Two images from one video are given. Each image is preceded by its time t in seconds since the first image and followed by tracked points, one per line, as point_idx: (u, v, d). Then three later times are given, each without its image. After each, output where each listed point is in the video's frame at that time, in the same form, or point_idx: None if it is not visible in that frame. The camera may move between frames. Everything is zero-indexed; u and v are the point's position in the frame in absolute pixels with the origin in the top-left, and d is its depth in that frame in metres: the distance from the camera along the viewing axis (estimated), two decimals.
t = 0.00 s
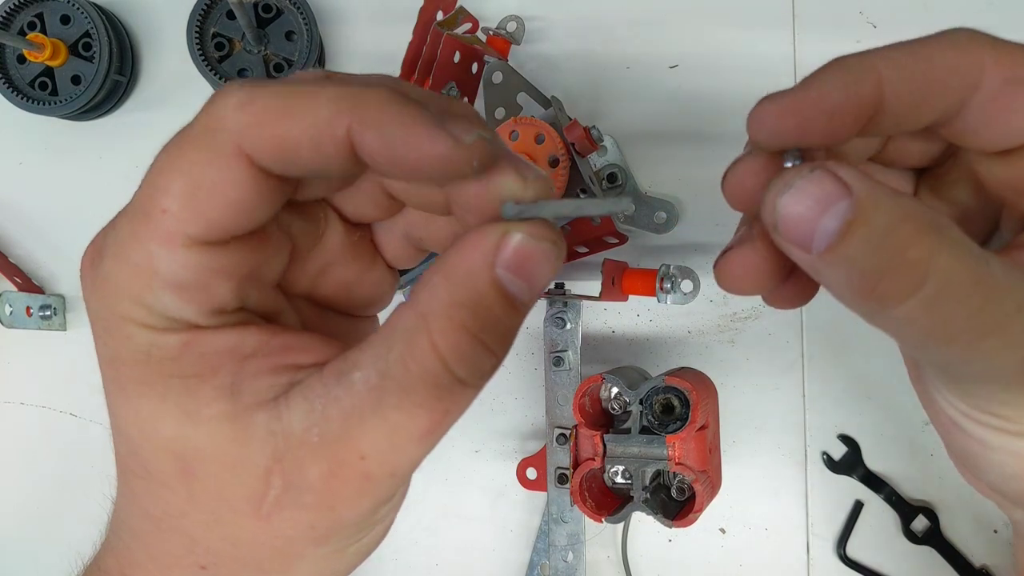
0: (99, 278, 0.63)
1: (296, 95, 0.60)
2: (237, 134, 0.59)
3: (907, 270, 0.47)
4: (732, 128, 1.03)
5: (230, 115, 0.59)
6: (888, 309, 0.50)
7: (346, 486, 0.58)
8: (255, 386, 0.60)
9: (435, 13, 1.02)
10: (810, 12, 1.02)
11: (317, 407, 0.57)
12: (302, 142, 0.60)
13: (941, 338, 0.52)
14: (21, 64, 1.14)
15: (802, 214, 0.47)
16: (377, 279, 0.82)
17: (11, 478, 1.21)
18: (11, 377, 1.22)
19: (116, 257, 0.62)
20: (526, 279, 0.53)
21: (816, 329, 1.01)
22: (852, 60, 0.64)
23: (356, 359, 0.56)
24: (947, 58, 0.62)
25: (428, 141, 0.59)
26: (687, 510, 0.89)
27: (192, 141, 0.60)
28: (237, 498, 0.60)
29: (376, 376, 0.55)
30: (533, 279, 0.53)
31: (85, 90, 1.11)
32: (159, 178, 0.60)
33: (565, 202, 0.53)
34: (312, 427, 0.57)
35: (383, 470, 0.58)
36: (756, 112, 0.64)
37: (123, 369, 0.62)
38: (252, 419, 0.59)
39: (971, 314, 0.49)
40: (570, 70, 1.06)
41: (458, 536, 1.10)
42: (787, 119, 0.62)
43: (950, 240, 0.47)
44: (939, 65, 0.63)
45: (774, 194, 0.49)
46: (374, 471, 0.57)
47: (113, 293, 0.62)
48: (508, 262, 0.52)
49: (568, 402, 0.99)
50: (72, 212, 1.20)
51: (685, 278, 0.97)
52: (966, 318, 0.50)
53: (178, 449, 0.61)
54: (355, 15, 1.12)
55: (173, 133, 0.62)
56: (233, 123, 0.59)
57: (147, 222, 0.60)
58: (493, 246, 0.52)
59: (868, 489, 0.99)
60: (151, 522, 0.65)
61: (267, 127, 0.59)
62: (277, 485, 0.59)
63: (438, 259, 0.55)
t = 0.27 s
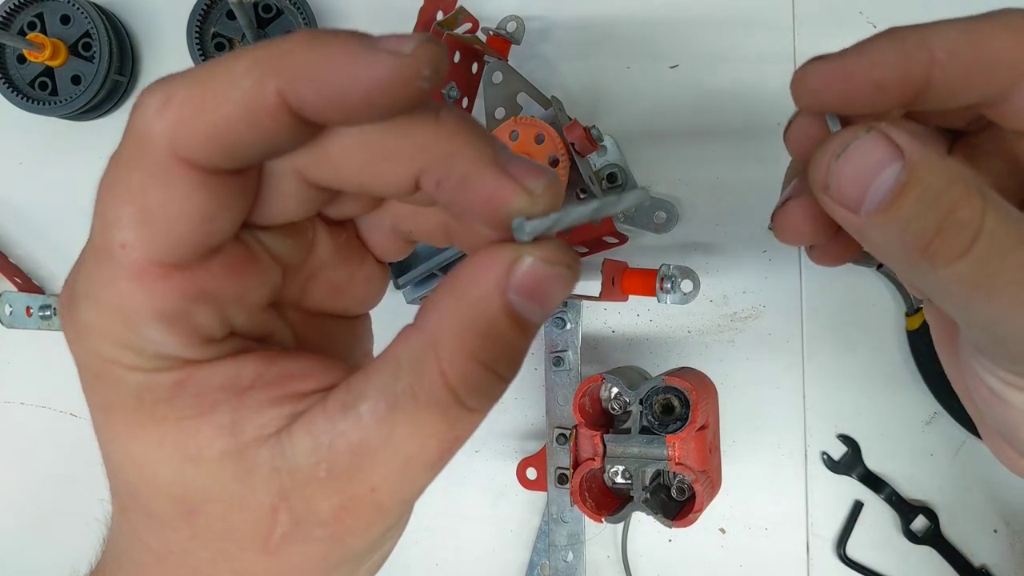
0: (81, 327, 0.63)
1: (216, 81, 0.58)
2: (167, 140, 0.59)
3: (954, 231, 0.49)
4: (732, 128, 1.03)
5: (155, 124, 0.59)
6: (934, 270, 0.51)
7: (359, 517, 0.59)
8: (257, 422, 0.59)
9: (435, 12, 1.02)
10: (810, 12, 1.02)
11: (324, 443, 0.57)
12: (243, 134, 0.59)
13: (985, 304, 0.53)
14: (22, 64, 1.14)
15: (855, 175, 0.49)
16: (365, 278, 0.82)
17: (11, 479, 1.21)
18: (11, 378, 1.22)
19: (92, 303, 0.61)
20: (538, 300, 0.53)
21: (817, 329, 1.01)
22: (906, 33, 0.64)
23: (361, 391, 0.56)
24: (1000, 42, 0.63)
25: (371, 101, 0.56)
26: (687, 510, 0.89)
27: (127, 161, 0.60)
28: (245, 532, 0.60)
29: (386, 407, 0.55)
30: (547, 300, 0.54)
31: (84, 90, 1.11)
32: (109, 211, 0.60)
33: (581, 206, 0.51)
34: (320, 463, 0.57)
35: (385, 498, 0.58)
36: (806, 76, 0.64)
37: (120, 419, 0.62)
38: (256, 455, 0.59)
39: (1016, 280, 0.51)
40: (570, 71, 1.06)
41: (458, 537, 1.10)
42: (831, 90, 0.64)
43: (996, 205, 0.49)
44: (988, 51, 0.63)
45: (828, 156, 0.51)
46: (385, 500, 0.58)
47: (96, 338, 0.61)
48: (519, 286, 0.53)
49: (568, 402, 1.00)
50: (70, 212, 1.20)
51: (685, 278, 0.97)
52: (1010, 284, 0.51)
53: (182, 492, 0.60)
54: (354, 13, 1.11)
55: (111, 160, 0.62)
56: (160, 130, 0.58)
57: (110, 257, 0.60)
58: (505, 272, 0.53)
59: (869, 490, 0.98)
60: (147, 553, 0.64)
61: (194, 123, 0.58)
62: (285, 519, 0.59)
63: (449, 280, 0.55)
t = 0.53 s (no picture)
0: (48, 343, 0.62)
1: (179, 85, 0.57)
2: (130, 152, 0.58)
3: (934, 253, 0.49)
4: (731, 128, 1.03)
5: (116, 136, 0.58)
6: (915, 291, 0.52)
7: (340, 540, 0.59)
8: (235, 438, 0.59)
9: (435, 13, 1.02)
10: (810, 12, 1.02)
11: (305, 462, 0.57)
12: (211, 143, 0.58)
13: (966, 321, 0.54)
14: (22, 64, 1.15)
15: (829, 200, 0.50)
16: (345, 276, 0.82)
17: (10, 479, 1.21)
18: (10, 378, 1.22)
19: (59, 320, 0.61)
20: (526, 312, 0.54)
21: (817, 328, 1.00)
22: (879, 50, 0.67)
23: (343, 408, 0.56)
24: (975, 54, 0.65)
25: (344, 107, 0.55)
26: (687, 510, 0.89)
27: (87, 173, 0.59)
28: (225, 553, 0.60)
29: (368, 426, 0.55)
30: (536, 312, 0.55)
31: (84, 91, 1.11)
32: (72, 223, 0.59)
33: (574, 217, 0.54)
34: (302, 484, 0.57)
35: (368, 518, 0.58)
36: (780, 99, 0.68)
37: (94, 435, 0.61)
38: (235, 474, 0.59)
39: (995, 298, 0.51)
40: (570, 71, 1.06)
41: (457, 537, 1.10)
42: (805, 111, 0.67)
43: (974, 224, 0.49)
44: (965, 63, 0.65)
45: (801, 182, 0.52)
46: (370, 521, 0.58)
47: (65, 354, 0.61)
48: (506, 299, 0.54)
49: (568, 402, 1.00)
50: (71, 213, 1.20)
51: (686, 278, 0.97)
52: (990, 301, 0.52)
53: (159, 511, 0.60)
54: (354, 13, 1.11)
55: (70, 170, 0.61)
56: (121, 139, 0.58)
57: (75, 274, 0.59)
58: (489, 286, 0.54)
59: (868, 489, 0.99)
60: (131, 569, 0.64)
61: (159, 133, 0.57)
62: (267, 538, 0.59)
63: (431, 293, 0.56)
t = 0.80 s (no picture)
0: (48, 333, 0.62)
1: (180, 80, 0.57)
2: (131, 146, 0.58)
3: (916, 285, 0.49)
4: (732, 128, 1.03)
5: (117, 130, 0.58)
6: (898, 322, 0.52)
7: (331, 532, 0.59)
8: (231, 431, 0.59)
9: (435, 12, 1.02)
10: (810, 12, 1.02)
11: (300, 455, 0.57)
12: (212, 138, 0.58)
13: (951, 355, 0.53)
14: (22, 64, 1.15)
15: (809, 229, 0.50)
16: (344, 272, 0.82)
17: (10, 479, 1.21)
18: (10, 378, 1.22)
19: (59, 310, 0.61)
20: (521, 306, 0.54)
21: (817, 329, 1.00)
22: (876, 37, 0.66)
23: (338, 401, 0.56)
24: (972, 38, 0.65)
25: (345, 105, 0.55)
26: (688, 510, 0.89)
27: (88, 167, 0.59)
28: (217, 546, 0.60)
29: (362, 418, 0.55)
30: (529, 306, 0.54)
31: (84, 91, 1.11)
32: (74, 216, 0.59)
33: (564, 211, 0.53)
34: (296, 476, 0.57)
35: (361, 512, 0.58)
36: (778, 98, 0.66)
37: (92, 426, 0.61)
38: (231, 467, 0.59)
39: (981, 330, 0.51)
40: (570, 71, 1.06)
41: (457, 537, 1.10)
42: (803, 108, 0.66)
43: (958, 255, 0.50)
44: (962, 48, 0.66)
45: (780, 211, 0.52)
46: (362, 513, 0.58)
47: (65, 345, 0.61)
48: (498, 290, 0.53)
49: (568, 402, 1.00)
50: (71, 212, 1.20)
51: (686, 278, 0.97)
52: (975, 333, 0.52)
53: (156, 502, 0.60)
54: (353, 13, 1.11)
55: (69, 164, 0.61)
56: (123, 136, 0.58)
57: (75, 266, 0.59)
58: (481, 274, 0.53)
59: (868, 490, 0.98)
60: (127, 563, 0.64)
61: (161, 128, 0.57)
62: (261, 530, 0.59)
63: (425, 288, 0.55)
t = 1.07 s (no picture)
0: (77, 303, 0.65)
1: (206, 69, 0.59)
2: (159, 128, 0.60)
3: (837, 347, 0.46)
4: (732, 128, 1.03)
5: (149, 111, 0.60)
6: (824, 382, 0.49)
7: (316, 520, 0.58)
8: (234, 412, 0.59)
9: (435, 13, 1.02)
10: (810, 12, 1.02)
11: (295, 437, 0.56)
12: (230, 125, 0.59)
13: (871, 421, 0.49)
14: (22, 64, 1.15)
15: (736, 278, 0.46)
16: (374, 281, 0.82)
17: (10, 478, 1.22)
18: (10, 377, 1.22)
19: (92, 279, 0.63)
20: (518, 318, 0.53)
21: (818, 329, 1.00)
22: (821, 101, 0.59)
23: (334, 390, 0.56)
24: (915, 111, 0.55)
25: (350, 106, 0.56)
26: (688, 510, 0.89)
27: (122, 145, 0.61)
28: (213, 518, 0.60)
29: (353, 409, 0.54)
30: (525, 318, 0.53)
31: (83, 92, 1.11)
32: (107, 193, 0.62)
33: (566, 232, 0.49)
34: (287, 457, 0.56)
35: (348, 503, 0.57)
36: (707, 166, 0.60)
37: (109, 395, 0.63)
38: (232, 442, 0.59)
39: (907, 397, 0.47)
40: (571, 71, 1.06)
41: (457, 537, 1.10)
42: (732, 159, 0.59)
43: (889, 321, 0.46)
44: (909, 122, 0.56)
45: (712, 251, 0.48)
46: (346, 504, 0.58)
47: (92, 315, 0.63)
48: (496, 299, 0.53)
49: (568, 402, 1.00)
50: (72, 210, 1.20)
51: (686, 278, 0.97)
52: (900, 400, 0.47)
53: (156, 470, 0.61)
54: (355, 12, 1.11)
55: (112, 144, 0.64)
56: (152, 117, 0.59)
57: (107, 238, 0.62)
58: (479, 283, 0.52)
59: (869, 490, 0.98)
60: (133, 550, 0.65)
61: (183, 112, 0.58)
62: (251, 510, 0.59)
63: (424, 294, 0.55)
